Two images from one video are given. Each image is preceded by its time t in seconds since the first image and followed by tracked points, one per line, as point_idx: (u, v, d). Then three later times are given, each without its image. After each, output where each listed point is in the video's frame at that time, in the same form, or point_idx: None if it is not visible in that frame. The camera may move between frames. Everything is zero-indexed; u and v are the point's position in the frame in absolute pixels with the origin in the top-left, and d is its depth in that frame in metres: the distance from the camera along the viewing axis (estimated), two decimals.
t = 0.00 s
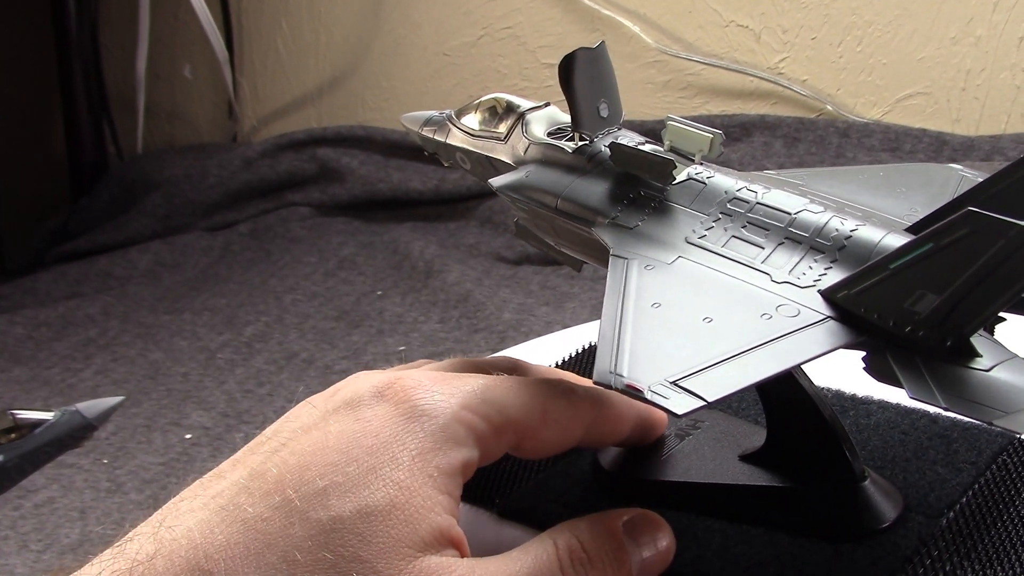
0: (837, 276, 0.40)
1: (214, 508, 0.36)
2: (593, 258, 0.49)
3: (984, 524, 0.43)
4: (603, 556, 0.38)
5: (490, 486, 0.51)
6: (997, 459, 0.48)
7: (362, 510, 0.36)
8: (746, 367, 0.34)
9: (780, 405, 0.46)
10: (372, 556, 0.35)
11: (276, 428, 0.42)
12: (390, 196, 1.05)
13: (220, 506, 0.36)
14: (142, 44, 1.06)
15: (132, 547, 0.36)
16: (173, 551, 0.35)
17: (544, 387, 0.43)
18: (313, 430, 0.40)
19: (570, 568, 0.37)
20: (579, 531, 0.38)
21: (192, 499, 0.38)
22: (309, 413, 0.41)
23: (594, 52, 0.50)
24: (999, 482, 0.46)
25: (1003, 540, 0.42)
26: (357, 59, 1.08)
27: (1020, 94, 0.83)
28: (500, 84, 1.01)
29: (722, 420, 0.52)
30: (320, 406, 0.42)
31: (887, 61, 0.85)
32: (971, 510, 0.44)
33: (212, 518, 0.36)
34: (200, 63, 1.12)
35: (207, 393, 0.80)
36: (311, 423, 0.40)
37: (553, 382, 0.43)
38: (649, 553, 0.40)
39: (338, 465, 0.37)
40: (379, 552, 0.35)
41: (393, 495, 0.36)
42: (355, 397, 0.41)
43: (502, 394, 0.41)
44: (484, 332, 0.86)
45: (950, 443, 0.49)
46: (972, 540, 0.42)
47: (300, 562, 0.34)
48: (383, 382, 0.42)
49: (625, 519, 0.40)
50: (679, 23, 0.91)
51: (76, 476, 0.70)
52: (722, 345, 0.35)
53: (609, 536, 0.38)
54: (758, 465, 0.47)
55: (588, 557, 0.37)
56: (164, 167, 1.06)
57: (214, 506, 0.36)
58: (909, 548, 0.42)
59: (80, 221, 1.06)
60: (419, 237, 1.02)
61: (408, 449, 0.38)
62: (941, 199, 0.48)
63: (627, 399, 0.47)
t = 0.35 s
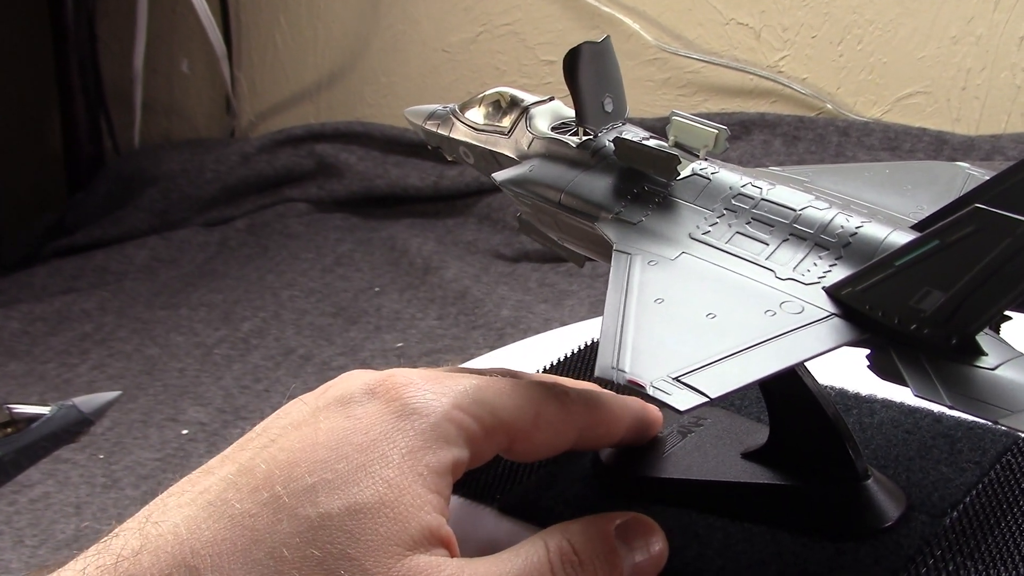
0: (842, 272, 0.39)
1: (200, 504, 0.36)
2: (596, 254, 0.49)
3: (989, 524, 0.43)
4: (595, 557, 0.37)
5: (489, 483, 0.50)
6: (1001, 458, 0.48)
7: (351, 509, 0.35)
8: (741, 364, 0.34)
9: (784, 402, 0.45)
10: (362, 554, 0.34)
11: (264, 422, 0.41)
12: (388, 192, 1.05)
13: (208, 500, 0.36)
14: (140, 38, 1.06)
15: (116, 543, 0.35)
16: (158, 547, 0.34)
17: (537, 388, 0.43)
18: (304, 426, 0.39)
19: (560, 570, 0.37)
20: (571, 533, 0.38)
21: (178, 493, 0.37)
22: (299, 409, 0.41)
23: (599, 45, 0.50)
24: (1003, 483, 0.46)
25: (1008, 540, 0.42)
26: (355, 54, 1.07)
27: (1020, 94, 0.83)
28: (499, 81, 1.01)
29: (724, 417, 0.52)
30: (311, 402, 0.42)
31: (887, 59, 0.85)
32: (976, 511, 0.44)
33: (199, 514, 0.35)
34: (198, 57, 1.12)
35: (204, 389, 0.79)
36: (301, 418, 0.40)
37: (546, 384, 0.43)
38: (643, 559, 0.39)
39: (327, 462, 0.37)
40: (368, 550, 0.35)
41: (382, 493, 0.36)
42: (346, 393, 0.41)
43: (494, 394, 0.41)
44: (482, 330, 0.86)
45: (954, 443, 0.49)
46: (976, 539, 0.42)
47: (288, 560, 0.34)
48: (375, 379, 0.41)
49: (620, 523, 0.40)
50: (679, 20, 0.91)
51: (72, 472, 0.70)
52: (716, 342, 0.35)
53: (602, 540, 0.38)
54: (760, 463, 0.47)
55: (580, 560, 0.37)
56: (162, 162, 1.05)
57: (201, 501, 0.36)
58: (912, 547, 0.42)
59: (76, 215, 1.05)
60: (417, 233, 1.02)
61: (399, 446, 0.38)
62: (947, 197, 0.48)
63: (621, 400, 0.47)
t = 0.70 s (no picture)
0: (845, 269, 0.40)
1: (181, 507, 0.36)
2: (595, 251, 0.49)
3: (988, 520, 0.43)
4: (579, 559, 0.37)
5: (488, 482, 0.51)
6: (1000, 454, 0.48)
7: (333, 510, 0.35)
8: (723, 363, 0.34)
9: (784, 399, 0.45)
10: (343, 556, 0.34)
11: (249, 425, 0.42)
12: (386, 189, 1.05)
13: (187, 504, 0.36)
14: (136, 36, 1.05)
15: (97, 547, 0.36)
16: (138, 550, 0.35)
17: (521, 389, 0.43)
18: (286, 427, 0.40)
19: (545, 571, 0.36)
20: (556, 534, 0.38)
21: (161, 497, 0.37)
22: (281, 410, 0.41)
23: (597, 43, 0.50)
24: (1002, 478, 0.46)
25: (1008, 537, 0.42)
26: (352, 52, 1.07)
27: (1016, 89, 0.83)
28: (496, 78, 1.01)
29: (724, 414, 0.52)
30: (293, 403, 0.42)
31: (884, 55, 0.85)
32: (976, 507, 0.44)
33: (179, 517, 0.36)
34: (194, 55, 1.11)
35: (202, 387, 0.79)
36: (283, 419, 0.40)
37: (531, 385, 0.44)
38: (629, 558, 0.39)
39: (308, 463, 0.37)
40: (349, 551, 0.35)
41: (362, 494, 0.36)
42: (328, 394, 0.41)
43: (478, 395, 0.41)
44: (481, 327, 0.86)
45: (953, 437, 0.50)
46: (977, 535, 0.42)
47: (268, 561, 0.34)
48: (358, 379, 0.42)
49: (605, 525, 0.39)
50: (676, 17, 0.91)
51: (71, 471, 0.70)
52: (698, 341, 0.35)
53: (588, 541, 0.38)
54: (762, 459, 0.47)
55: (565, 561, 0.37)
56: (158, 160, 1.05)
57: (182, 504, 0.36)
58: (914, 541, 0.42)
59: (72, 214, 1.05)
60: (414, 231, 1.02)
61: (379, 447, 0.38)
62: (945, 193, 0.48)
63: (608, 401, 0.46)
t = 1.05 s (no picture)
0: (818, 268, 0.40)
1: (190, 495, 0.36)
2: (590, 243, 0.50)
3: (974, 523, 0.43)
4: (581, 545, 0.38)
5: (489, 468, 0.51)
6: (996, 458, 0.48)
7: (339, 498, 0.36)
8: (721, 354, 0.34)
9: (775, 396, 0.46)
10: (350, 543, 0.35)
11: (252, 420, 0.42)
12: (384, 186, 1.05)
13: (196, 493, 0.36)
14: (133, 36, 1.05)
15: (107, 536, 0.36)
16: (148, 538, 0.34)
17: (524, 382, 0.43)
18: (292, 420, 0.40)
19: (546, 558, 0.37)
20: (558, 522, 0.38)
21: (169, 488, 0.37)
22: (287, 405, 0.41)
23: (597, 38, 0.50)
24: (993, 483, 0.46)
25: (990, 541, 0.42)
26: (349, 49, 1.07)
27: (1013, 81, 0.83)
28: (493, 75, 1.01)
29: (726, 407, 0.52)
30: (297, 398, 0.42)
31: (880, 48, 0.85)
32: (963, 510, 0.44)
33: (189, 505, 0.36)
34: (191, 54, 1.11)
35: (202, 385, 0.80)
36: (291, 413, 0.40)
37: (534, 377, 0.44)
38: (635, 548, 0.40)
39: (315, 453, 0.37)
40: (356, 538, 0.35)
41: (369, 483, 0.36)
42: (334, 387, 0.41)
43: (482, 387, 0.42)
44: (479, 323, 0.86)
45: (953, 439, 0.50)
46: (959, 536, 0.43)
47: (277, 548, 0.34)
48: (363, 373, 0.42)
49: (608, 513, 0.40)
50: (673, 11, 0.91)
51: (71, 470, 0.70)
52: (696, 331, 0.35)
53: (588, 528, 0.38)
54: (751, 454, 0.47)
55: (567, 548, 0.37)
56: (156, 159, 1.05)
57: (191, 493, 0.36)
58: (893, 541, 0.42)
59: (71, 213, 1.05)
60: (412, 227, 1.02)
61: (384, 438, 0.38)
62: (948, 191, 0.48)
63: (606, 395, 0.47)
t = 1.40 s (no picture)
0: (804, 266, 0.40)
1: (201, 492, 0.37)
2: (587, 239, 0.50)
3: (963, 519, 0.44)
4: (588, 522, 0.38)
5: (489, 460, 0.52)
6: (990, 454, 0.49)
7: (351, 486, 0.36)
8: (713, 346, 0.35)
9: (768, 392, 0.46)
10: (367, 530, 0.35)
11: (250, 415, 0.43)
12: (384, 185, 1.06)
13: (207, 489, 0.37)
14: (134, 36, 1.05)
15: (117, 535, 0.36)
16: (160, 535, 0.35)
17: (517, 371, 0.45)
18: (295, 413, 0.40)
19: (556, 536, 0.37)
20: (564, 500, 0.39)
21: (176, 487, 0.38)
22: (284, 399, 0.42)
23: (595, 35, 0.50)
24: (984, 479, 0.47)
25: (977, 537, 0.43)
26: (349, 49, 1.08)
27: (1010, 77, 0.83)
28: (492, 73, 1.01)
29: (724, 403, 0.53)
30: (294, 390, 0.43)
31: (878, 45, 0.86)
32: (953, 507, 0.45)
33: (199, 502, 0.36)
34: (192, 54, 1.11)
35: (204, 384, 0.80)
36: (291, 407, 0.41)
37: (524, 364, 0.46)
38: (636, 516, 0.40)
39: (324, 444, 0.38)
40: (371, 525, 0.36)
41: (381, 470, 0.37)
42: (333, 378, 0.42)
43: (478, 373, 0.43)
44: (479, 321, 0.86)
45: (947, 435, 0.50)
46: (948, 532, 0.43)
47: (294, 539, 0.35)
48: (359, 364, 0.43)
49: (613, 487, 0.40)
50: (670, 9, 0.91)
51: (75, 469, 0.71)
52: (689, 326, 0.37)
53: (595, 503, 0.39)
54: (745, 448, 0.47)
55: (576, 527, 0.38)
56: (157, 159, 1.05)
57: (200, 491, 0.37)
58: (882, 536, 0.43)
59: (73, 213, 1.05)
60: (413, 226, 1.02)
61: (391, 425, 0.39)
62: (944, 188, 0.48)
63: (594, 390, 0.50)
